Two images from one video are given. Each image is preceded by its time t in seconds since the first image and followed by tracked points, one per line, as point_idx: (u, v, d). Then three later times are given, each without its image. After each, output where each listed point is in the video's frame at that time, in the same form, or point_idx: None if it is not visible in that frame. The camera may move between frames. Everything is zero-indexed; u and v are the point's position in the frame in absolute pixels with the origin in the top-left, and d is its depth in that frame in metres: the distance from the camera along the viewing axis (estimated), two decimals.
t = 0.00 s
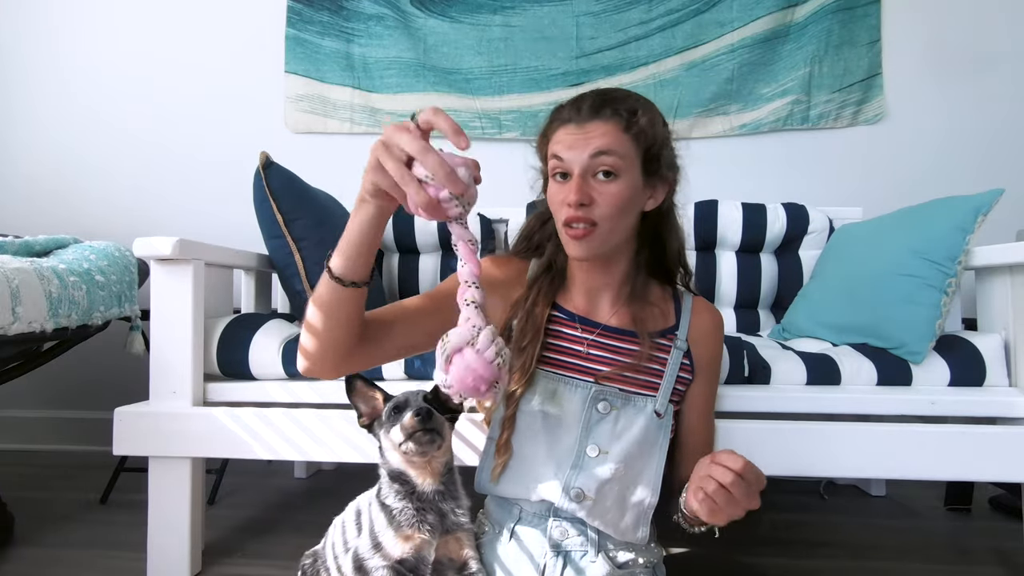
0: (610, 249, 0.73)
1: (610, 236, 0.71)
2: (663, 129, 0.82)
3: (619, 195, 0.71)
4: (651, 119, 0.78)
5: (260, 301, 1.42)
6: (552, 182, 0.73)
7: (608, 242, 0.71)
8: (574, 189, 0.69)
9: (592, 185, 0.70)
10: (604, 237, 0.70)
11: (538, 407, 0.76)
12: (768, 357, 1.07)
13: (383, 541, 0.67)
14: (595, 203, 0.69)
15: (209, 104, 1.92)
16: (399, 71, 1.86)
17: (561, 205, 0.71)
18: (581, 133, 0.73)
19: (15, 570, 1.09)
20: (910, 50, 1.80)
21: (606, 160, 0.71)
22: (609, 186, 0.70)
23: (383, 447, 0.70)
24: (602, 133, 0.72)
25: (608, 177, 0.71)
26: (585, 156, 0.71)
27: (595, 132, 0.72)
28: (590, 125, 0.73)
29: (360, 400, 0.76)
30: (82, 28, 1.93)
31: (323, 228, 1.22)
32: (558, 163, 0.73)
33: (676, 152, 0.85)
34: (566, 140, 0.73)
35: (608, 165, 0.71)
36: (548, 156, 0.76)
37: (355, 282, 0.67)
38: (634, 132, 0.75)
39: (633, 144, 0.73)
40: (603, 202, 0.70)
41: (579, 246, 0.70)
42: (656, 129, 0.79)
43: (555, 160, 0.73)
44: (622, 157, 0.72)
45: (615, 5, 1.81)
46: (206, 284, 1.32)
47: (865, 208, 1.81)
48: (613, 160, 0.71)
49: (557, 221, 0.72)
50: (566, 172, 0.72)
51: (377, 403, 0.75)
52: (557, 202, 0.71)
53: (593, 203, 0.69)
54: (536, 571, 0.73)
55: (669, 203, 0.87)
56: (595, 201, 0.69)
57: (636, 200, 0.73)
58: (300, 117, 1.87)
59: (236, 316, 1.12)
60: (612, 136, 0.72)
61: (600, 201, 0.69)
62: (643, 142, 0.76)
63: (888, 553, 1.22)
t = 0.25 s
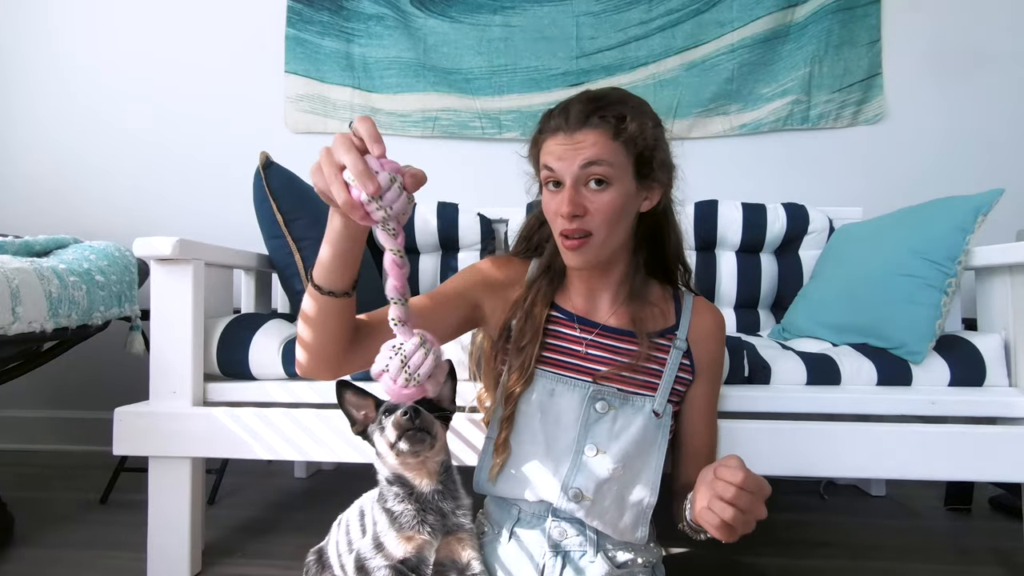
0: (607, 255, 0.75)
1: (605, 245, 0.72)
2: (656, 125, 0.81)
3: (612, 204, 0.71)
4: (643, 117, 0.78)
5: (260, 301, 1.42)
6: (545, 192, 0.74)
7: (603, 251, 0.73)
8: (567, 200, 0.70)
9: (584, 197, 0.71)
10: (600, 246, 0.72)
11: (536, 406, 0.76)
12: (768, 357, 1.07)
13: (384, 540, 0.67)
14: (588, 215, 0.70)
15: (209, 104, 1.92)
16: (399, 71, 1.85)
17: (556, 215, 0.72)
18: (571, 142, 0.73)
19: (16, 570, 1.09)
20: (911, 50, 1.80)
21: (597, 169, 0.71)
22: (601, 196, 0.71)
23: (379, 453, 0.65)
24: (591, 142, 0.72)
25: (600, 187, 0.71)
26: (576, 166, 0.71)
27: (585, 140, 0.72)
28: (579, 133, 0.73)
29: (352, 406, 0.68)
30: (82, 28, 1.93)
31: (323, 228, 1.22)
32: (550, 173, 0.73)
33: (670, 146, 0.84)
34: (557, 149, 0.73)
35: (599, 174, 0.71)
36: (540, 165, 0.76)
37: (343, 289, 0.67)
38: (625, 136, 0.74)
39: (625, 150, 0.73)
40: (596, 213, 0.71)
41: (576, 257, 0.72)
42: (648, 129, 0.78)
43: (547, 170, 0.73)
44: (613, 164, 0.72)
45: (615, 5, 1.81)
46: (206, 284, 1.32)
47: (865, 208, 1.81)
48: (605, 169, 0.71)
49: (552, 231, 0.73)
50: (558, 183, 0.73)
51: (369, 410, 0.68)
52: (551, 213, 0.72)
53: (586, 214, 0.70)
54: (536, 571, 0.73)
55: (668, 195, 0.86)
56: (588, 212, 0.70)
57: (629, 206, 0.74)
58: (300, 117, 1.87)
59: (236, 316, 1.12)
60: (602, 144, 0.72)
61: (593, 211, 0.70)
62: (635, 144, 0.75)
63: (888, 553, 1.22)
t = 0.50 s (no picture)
0: (591, 258, 0.75)
1: (581, 253, 0.73)
2: (626, 112, 0.76)
3: (582, 213, 0.71)
4: (615, 114, 0.75)
5: (260, 301, 1.42)
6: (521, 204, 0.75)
7: (580, 258, 0.74)
8: (536, 216, 0.71)
9: (552, 210, 0.71)
10: (576, 254, 0.73)
11: (534, 404, 0.77)
12: (768, 357, 1.07)
13: (386, 542, 0.68)
14: (558, 227, 0.71)
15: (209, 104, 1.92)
16: (399, 71, 1.85)
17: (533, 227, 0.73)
18: (537, 156, 0.72)
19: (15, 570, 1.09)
20: (910, 50, 1.80)
21: (562, 183, 0.70)
22: (569, 208, 0.71)
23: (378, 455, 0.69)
24: (552, 154, 0.71)
25: (566, 199, 0.70)
26: (542, 180, 0.71)
27: (548, 154, 0.71)
28: (542, 144, 0.72)
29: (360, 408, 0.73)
30: (82, 28, 1.93)
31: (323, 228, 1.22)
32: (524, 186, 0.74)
33: (652, 129, 0.79)
34: (526, 163, 0.73)
35: (563, 186, 0.70)
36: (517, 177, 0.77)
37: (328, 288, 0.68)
38: (588, 140, 0.72)
39: (593, 156, 0.71)
40: (566, 225, 0.71)
41: (556, 265, 0.74)
42: (618, 130, 0.74)
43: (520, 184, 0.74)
44: (576, 173, 0.70)
45: (615, 5, 1.81)
46: (206, 284, 1.32)
47: (865, 207, 1.81)
48: (570, 181, 0.70)
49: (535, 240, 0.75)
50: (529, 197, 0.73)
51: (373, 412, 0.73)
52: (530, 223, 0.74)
53: (556, 228, 0.71)
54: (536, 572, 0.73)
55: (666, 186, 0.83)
56: (558, 224, 0.71)
57: (604, 210, 0.73)
58: (300, 117, 1.87)
59: (236, 316, 1.12)
60: (563, 156, 0.71)
61: (563, 223, 0.71)
62: (602, 145, 0.72)
63: (888, 553, 1.22)
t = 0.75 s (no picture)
0: (580, 257, 0.75)
1: (569, 251, 0.73)
2: (609, 110, 0.77)
3: (566, 210, 0.71)
4: (593, 110, 0.75)
5: (260, 301, 1.42)
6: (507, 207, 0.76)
7: (570, 256, 0.74)
8: (522, 216, 0.72)
9: (537, 210, 0.71)
10: (564, 253, 0.73)
11: (529, 405, 0.77)
12: (768, 357, 1.07)
13: (385, 544, 0.67)
14: (544, 226, 0.72)
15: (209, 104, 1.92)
16: (400, 71, 1.86)
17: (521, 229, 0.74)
18: (519, 158, 0.73)
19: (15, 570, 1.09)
20: (910, 50, 1.80)
21: (544, 182, 0.71)
22: (553, 206, 0.71)
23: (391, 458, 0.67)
24: (534, 153, 0.72)
25: (550, 198, 0.71)
26: (526, 179, 0.71)
27: (530, 154, 0.72)
28: (524, 144, 0.73)
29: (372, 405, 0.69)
30: (82, 28, 1.93)
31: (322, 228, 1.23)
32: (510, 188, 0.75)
33: (637, 126, 0.79)
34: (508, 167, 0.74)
35: (546, 184, 0.71)
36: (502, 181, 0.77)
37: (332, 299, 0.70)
38: (569, 138, 0.72)
39: (574, 153, 0.72)
40: (551, 223, 0.71)
41: (545, 265, 0.74)
42: (597, 126, 0.74)
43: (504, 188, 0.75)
44: (558, 170, 0.71)
45: (615, 5, 1.81)
46: (206, 284, 1.32)
47: (865, 207, 1.81)
48: (552, 179, 0.70)
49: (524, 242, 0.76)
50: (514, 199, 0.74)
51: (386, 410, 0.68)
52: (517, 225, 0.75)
53: (541, 227, 0.71)
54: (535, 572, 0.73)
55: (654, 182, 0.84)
56: (542, 224, 0.71)
57: (589, 207, 0.73)
58: (300, 117, 1.87)
59: (236, 316, 1.12)
60: (544, 155, 0.71)
61: (548, 222, 0.71)
62: (584, 141, 0.73)
63: (888, 553, 1.22)
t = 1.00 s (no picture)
0: (578, 255, 0.75)
1: (568, 249, 0.73)
2: (598, 107, 0.77)
3: (564, 207, 0.71)
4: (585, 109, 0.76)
5: (260, 301, 1.42)
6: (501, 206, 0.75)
7: (568, 253, 0.73)
8: (519, 214, 0.71)
9: (535, 207, 0.70)
10: (563, 250, 0.73)
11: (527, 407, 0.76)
12: (768, 357, 1.07)
13: (387, 552, 0.57)
14: (542, 224, 0.71)
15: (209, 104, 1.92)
16: (400, 70, 1.85)
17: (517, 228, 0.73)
18: (514, 156, 0.72)
19: (16, 570, 1.10)
20: (910, 50, 1.80)
21: (542, 179, 0.70)
22: (551, 204, 0.70)
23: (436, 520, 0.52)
24: (528, 150, 0.71)
25: (548, 195, 0.70)
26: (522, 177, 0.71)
27: (526, 152, 0.71)
28: (518, 142, 0.72)
29: (411, 450, 0.51)
30: (82, 28, 1.94)
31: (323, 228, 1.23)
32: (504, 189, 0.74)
33: (625, 124, 0.80)
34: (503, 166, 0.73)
35: (543, 181, 0.70)
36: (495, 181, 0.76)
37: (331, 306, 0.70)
38: (563, 135, 0.72)
39: (570, 151, 0.72)
40: (550, 221, 0.71)
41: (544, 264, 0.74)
42: (590, 124, 0.75)
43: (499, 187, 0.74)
44: (554, 167, 0.70)
45: (615, 5, 1.81)
46: (206, 284, 1.32)
47: (865, 207, 1.81)
48: (550, 177, 0.70)
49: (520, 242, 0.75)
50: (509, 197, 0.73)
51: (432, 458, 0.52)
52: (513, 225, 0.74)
53: (540, 224, 0.71)
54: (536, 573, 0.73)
55: (642, 180, 0.85)
56: (541, 222, 0.71)
57: (585, 204, 0.73)
58: (300, 117, 1.87)
59: (236, 316, 1.12)
60: (539, 152, 0.71)
61: (547, 219, 0.71)
62: (577, 138, 0.73)
63: (888, 553, 1.22)
